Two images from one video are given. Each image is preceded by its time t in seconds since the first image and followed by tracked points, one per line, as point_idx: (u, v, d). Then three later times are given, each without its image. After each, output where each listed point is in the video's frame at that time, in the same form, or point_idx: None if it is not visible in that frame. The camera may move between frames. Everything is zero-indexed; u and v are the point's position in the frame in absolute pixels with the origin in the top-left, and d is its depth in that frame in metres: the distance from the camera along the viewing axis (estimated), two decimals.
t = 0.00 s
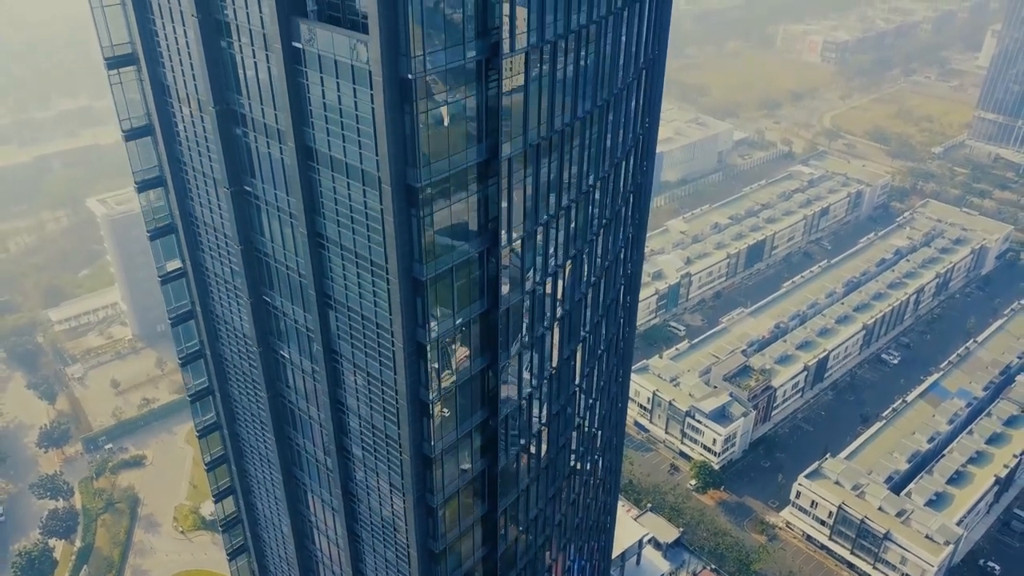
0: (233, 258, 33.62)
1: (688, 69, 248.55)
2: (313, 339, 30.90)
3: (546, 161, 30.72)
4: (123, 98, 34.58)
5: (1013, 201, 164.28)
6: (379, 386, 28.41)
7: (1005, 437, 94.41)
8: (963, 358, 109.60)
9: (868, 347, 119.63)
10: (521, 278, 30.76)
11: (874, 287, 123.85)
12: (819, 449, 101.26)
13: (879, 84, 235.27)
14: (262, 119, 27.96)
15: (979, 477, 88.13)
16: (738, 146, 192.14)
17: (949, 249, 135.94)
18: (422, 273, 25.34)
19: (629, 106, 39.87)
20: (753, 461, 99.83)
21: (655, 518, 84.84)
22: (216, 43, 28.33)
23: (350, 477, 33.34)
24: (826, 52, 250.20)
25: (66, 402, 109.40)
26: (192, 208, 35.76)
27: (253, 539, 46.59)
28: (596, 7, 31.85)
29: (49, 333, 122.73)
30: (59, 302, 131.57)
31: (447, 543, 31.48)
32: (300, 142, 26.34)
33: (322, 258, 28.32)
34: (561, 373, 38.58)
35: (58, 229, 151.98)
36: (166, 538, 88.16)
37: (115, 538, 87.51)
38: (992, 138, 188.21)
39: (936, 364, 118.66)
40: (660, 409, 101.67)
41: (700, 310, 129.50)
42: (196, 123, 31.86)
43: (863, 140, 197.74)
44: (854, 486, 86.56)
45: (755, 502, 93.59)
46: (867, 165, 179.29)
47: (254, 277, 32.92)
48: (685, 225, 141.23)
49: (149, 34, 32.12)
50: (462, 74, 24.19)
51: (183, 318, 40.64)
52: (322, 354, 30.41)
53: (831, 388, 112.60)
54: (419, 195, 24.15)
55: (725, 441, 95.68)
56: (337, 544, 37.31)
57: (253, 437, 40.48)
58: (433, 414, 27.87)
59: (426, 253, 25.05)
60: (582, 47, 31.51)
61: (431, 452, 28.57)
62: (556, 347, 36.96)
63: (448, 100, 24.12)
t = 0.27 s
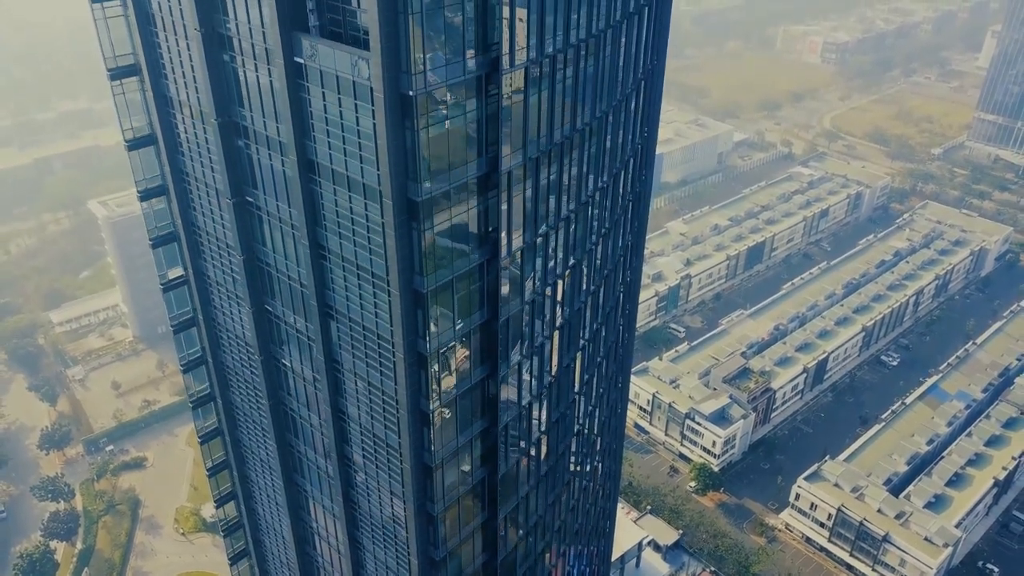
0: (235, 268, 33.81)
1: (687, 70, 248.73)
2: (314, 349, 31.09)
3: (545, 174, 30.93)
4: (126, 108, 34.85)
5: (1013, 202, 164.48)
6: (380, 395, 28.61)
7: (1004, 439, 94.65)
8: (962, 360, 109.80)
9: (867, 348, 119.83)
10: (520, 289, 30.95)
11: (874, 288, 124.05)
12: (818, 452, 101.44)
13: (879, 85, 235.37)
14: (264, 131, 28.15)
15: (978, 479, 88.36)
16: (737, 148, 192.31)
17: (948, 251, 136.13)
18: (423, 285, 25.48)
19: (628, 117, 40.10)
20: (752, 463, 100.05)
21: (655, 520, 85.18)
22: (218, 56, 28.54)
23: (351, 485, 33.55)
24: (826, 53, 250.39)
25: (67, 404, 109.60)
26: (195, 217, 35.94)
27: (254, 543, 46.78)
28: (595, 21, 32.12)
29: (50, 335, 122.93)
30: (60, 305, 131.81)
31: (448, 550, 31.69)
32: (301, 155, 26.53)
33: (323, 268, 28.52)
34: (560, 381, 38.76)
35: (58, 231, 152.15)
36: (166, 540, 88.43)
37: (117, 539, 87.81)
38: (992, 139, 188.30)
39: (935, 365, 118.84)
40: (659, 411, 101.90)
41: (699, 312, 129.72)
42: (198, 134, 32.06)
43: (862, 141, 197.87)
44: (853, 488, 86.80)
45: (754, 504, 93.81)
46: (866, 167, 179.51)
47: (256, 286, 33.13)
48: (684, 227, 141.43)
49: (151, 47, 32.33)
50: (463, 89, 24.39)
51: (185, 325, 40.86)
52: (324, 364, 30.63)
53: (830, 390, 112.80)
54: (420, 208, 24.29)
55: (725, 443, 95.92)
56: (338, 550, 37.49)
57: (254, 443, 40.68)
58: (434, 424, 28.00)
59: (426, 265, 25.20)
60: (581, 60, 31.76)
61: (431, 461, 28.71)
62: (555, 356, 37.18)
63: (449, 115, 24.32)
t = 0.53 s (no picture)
0: (237, 277, 33.99)
1: (687, 71, 248.96)
2: (316, 359, 31.28)
3: (544, 186, 31.12)
4: (128, 118, 35.08)
5: (1012, 205, 164.71)
6: (380, 406, 28.81)
7: (1002, 442, 94.86)
8: (961, 362, 110.01)
9: (866, 351, 120.02)
10: (520, 300, 31.12)
11: (873, 291, 124.26)
12: (818, 454, 101.62)
13: (878, 87, 235.52)
14: (266, 144, 28.34)
15: (977, 482, 88.59)
16: (737, 149, 192.52)
17: (948, 253, 136.36)
18: (423, 298, 25.64)
19: (626, 127, 40.26)
20: (751, 466, 100.22)
21: (654, 523, 85.31)
22: (221, 69, 28.74)
23: (352, 493, 33.76)
24: (826, 55, 250.70)
25: (68, 407, 109.77)
26: (197, 226, 36.12)
27: (255, 549, 46.98)
28: (594, 33, 32.34)
29: (51, 337, 123.08)
30: (60, 307, 131.97)
31: (448, 558, 31.89)
32: (303, 169, 26.74)
33: (325, 279, 28.72)
34: (560, 390, 38.95)
35: (59, 232, 152.30)
36: (167, 543, 88.59)
37: (117, 542, 88.01)
38: (991, 141, 188.38)
39: (934, 368, 119.04)
40: (659, 414, 102.11)
41: (699, 314, 129.92)
42: (200, 145, 32.28)
43: (862, 143, 198.04)
44: (852, 491, 87.05)
45: (754, 507, 94.01)
46: (866, 169, 179.72)
47: (257, 296, 33.33)
48: (684, 229, 141.56)
49: (154, 59, 32.52)
50: (464, 104, 24.51)
51: (187, 333, 41.06)
52: (325, 374, 30.85)
53: (829, 392, 112.99)
54: (421, 222, 24.43)
55: (724, 445, 96.12)
56: (338, 557, 37.69)
57: (255, 450, 40.88)
58: (434, 434, 28.18)
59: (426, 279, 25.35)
60: (580, 73, 31.95)
61: (431, 471, 28.89)
62: (554, 365, 37.33)
63: (449, 131, 24.44)
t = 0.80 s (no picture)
0: (239, 287, 34.17)
1: (687, 73, 249.25)
2: (317, 369, 31.49)
3: (545, 198, 31.30)
4: (131, 130, 35.29)
5: (1012, 206, 164.93)
6: (382, 416, 29.02)
7: (1002, 445, 95.03)
8: (960, 365, 110.20)
9: (866, 353, 120.15)
10: (520, 310, 31.25)
11: (873, 293, 124.48)
12: (817, 457, 101.79)
13: (878, 88, 235.72)
14: (268, 157, 28.54)
15: (976, 485, 88.77)
16: (737, 151, 192.75)
17: (947, 255, 136.54)
18: (425, 310, 25.81)
19: (626, 138, 40.45)
20: (751, 468, 100.40)
21: (654, 526, 85.55)
22: (223, 83, 28.95)
23: (354, 501, 33.97)
24: (826, 56, 251.05)
25: (69, 409, 110.04)
26: (199, 236, 36.27)
27: (257, 555, 47.19)
28: (594, 47, 32.52)
29: (52, 340, 123.30)
30: (61, 309, 132.19)
31: (448, 567, 32.09)
32: (305, 182, 26.97)
33: (326, 291, 28.93)
34: (559, 399, 39.17)
35: (60, 234, 152.58)
36: (168, 545, 88.77)
37: (118, 545, 88.22)
38: (991, 143, 188.43)
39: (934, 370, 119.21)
40: (659, 417, 102.27)
41: (699, 316, 130.14)
42: (203, 156, 32.45)
43: (862, 145, 198.25)
44: (852, 494, 87.25)
45: (753, 510, 94.19)
46: (866, 171, 179.92)
47: (259, 305, 33.53)
48: (684, 231, 141.81)
49: (157, 71, 32.69)
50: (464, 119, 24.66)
51: (189, 341, 41.26)
52: (327, 383, 31.06)
53: (829, 395, 113.18)
54: (422, 236, 24.60)
55: (724, 448, 96.30)
56: (340, 564, 37.91)
57: (257, 457, 41.09)
58: (435, 445, 28.38)
59: (427, 291, 25.52)
60: (580, 87, 32.17)
61: (433, 480, 29.08)
62: (554, 375, 37.50)
63: (451, 145, 24.61)
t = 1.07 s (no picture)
0: (242, 297, 34.37)
1: (688, 74, 249.46)
2: (319, 378, 31.71)
3: (544, 211, 31.54)
4: (134, 140, 35.48)
5: (1011, 208, 165.21)
6: (383, 426, 29.22)
7: (1000, 448, 95.27)
8: (959, 367, 110.44)
9: (865, 356, 120.37)
10: (520, 321, 31.45)
11: (872, 295, 124.72)
12: (817, 460, 101.98)
13: (878, 90, 235.85)
14: (270, 169, 28.73)
15: (975, 488, 89.02)
16: (737, 153, 192.96)
17: (946, 258, 136.74)
18: (425, 323, 26.01)
19: (625, 148, 40.68)
20: (751, 471, 100.62)
21: (654, 529, 85.81)
22: (225, 95, 29.18)
23: (355, 508, 34.18)
24: (826, 57, 251.35)
25: (70, 412, 110.27)
26: (201, 246, 36.44)
27: (258, 560, 47.36)
28: (594, 61, 32.75)
29: (53, 342, 123.50)
30: (62, 311, 132.38)
31: None
32: (307, 196, 27.20)
33: (328, 303, 29.15)
34: (559, 408, 39.38)
35: (61, 236, 152.83)
36: (170, 548, 88.96)
37: (119, 548, 88.39)
38: (990, 144, 188.46)
39: (933, 373, 119.44)
40: (659, 420, 102.45)
41: (699, 318, 130.35)
42: (205, 168, 32.65)
43: (862, 147, 198.45)
44: (851, 497, 87.49)
45: (753, 512, 94.40)
46: (865, 172, 180.14)
47: (261, 315, 33.71)
48: (684, 233, 142.00)
49: (160, 83, 32.88)
50: (464, 134, 24.85)
51: (191, 348, 41.44)
52: (328, 393, 31.27)
53: (829, 397, 113.40)
54: (423, 250, 24.80)
55: (723, 451, 96.52)
56: (341, 570, 38.11)
57: (259, 464, 41.28)
58: (436, 455, 28.57)
59: (428, 304, 25.70)
60: (580, 100, 32.40)
61: (433, 490, 29.30)
62: (553, 385, 37.72)
63: (451, 160, 24.81)
